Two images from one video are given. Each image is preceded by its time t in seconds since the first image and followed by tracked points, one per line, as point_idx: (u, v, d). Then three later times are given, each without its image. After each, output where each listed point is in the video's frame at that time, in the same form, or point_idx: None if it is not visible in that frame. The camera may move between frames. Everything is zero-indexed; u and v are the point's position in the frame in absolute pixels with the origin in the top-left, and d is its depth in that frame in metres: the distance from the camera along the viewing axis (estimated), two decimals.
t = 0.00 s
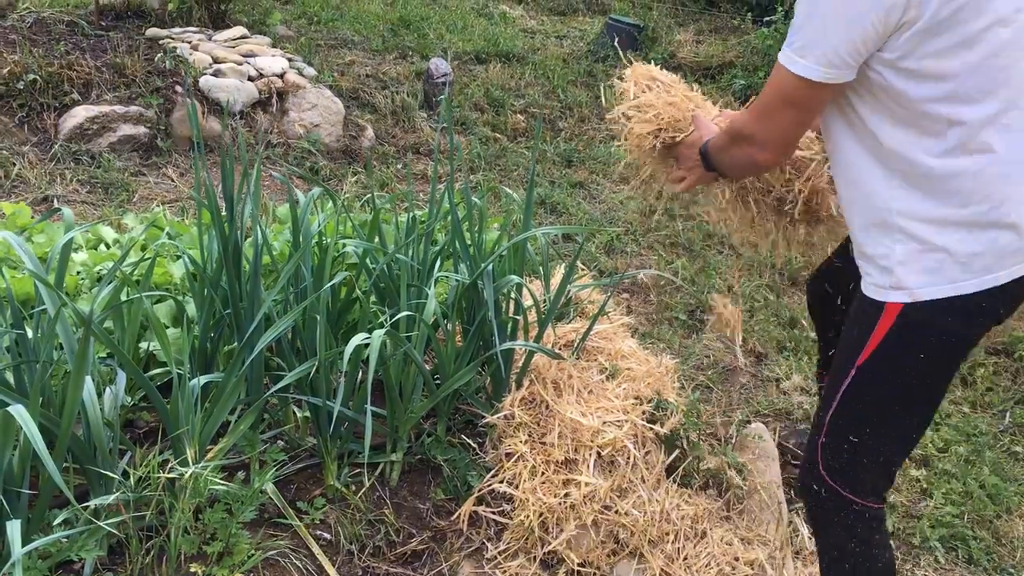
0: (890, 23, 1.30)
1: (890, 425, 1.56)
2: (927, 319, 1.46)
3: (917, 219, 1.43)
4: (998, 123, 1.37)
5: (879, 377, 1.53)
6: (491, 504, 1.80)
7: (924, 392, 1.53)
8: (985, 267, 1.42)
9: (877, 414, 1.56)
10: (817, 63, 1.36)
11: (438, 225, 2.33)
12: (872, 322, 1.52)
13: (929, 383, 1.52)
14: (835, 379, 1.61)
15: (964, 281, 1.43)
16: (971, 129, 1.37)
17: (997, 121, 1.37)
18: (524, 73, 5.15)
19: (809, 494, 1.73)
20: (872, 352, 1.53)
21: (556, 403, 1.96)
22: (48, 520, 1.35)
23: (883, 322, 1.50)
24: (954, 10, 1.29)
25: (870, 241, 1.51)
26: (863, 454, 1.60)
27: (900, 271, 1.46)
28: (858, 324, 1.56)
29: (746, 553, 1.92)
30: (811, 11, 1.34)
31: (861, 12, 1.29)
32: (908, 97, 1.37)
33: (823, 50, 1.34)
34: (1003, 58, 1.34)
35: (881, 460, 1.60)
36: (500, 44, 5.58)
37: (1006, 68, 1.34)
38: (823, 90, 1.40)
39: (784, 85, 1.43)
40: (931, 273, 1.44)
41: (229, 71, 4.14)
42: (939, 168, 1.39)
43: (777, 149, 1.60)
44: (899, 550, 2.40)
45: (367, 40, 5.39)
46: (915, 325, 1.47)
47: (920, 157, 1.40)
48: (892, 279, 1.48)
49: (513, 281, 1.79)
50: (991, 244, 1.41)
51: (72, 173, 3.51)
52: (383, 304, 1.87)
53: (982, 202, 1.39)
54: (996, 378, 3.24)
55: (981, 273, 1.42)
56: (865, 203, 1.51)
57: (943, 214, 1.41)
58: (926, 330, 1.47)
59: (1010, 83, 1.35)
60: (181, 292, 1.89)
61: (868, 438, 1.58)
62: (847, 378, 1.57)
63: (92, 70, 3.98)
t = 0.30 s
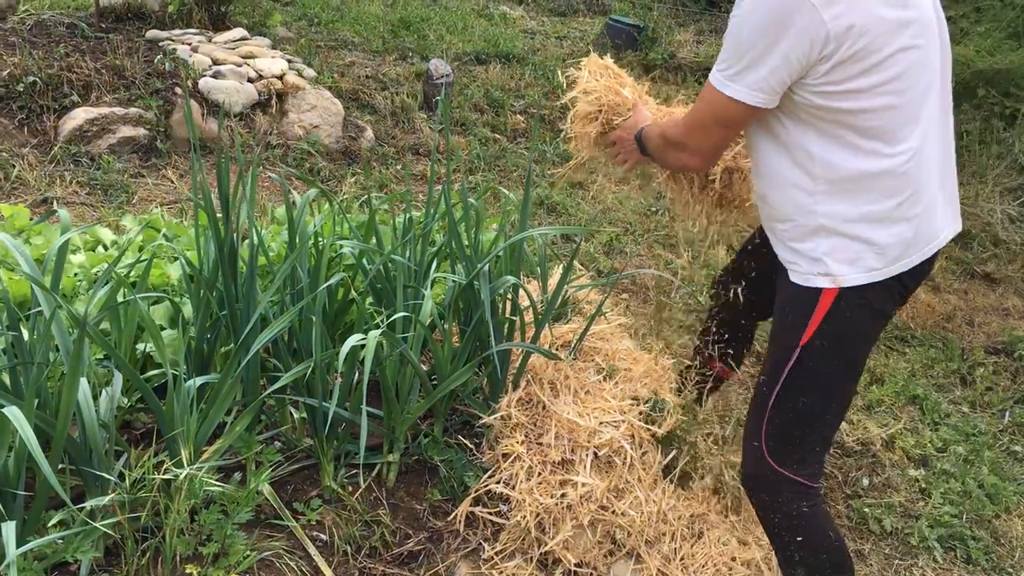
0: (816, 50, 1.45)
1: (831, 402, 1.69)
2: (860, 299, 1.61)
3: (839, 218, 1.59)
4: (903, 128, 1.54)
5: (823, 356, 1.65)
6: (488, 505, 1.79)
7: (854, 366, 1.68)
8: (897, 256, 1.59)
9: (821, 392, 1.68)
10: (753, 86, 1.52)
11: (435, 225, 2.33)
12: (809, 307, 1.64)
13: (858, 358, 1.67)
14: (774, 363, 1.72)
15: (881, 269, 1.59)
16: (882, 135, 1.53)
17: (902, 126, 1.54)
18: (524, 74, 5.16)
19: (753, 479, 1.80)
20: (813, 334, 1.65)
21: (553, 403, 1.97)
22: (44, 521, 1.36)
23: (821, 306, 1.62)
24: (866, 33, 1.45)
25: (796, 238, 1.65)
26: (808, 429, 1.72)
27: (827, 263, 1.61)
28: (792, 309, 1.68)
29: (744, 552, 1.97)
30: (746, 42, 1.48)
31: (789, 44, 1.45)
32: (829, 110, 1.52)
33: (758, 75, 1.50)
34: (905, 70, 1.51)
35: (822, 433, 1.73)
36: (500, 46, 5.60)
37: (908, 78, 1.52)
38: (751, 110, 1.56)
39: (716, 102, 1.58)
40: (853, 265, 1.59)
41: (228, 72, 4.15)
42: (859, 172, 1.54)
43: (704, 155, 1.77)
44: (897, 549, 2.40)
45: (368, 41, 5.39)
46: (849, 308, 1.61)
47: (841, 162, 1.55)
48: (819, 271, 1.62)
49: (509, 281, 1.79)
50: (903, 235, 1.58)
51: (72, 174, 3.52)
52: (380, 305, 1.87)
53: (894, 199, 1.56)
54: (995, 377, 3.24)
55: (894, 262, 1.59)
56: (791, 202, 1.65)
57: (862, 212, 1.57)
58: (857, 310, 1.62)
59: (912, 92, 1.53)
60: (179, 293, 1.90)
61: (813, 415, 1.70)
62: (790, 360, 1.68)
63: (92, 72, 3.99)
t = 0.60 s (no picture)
0: (737, 54, 1.68)
1: (856, 360, 1.83)
2: (858, 261, 1.80)
3: (807, 193, 1.81)
4: (836, 103, 1.76)
5: (837, 319, 1.82)
6: (490, 506, 1.79)
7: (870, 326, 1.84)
8: (866, 213, 1.80)
9: (844, 353, 1.83)
10: (690, 89, 1.70)
11: (437, 226, 2.32)
12: (816, 279, 1.83)
13: (871, 317, 1.84)
14: (797, 336, 1.90)
15: (856, 228, 1.79)
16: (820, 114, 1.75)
17: (835, 101, 1.76)
18: (526, 75, 5.17)
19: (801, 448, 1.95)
20: (825, 302, 1.83)
21: (556, 405, 1.96)
22: (45, 524, 1.35)
23: (825, 275, 1.81)
24: (778, 32, 1.69)
25: (776, 222, 1.85)
26: (840, 391, 1.86)
27: (808, 235, 1.82)
28: (799, 286, 1.87)
29: (747, 555, 1.98)
30: (673, 57, 1.68)
31: (711, 50, 1.66)
32: (767, 106, 1.76)
33: (691, 79, 1.69)
34: (824, 54, 1.73)
35: (857, 393, 1.86)
36: (502, 46, 5.60)
37: (828, 60, 1.74)
38: (696, 110, 1.73)
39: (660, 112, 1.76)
40: (830, 229, 1.80)
41: (229, 73, 4.14)
42: (809, 151, 1.77)
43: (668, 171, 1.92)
44: (900, 551, 2.41)
45: (369, 42, 5.39)
46: (850, 272, 1.80)
47: (792, 146, 1.78)
48: (804, 244, 1.83)
49: (511, 282, 1.79)
50: (866, 193, 1.79)
51: (74, 175, 3.51)
52: (382, 306, 1.87)
53: (848, 166, 1.77)
54: (999, 377, 3.23)
55: (866, 219, 1.80)
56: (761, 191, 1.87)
57: (824, 183, 1.79)
58: (858, 272, 1.80)
59: (834, 70, 1.75)
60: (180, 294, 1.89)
61: (842, 377, 1.85)
62: (810, 329, 1.86)
63: (93, 73, 3.99)
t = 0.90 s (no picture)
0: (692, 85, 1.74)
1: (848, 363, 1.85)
2: (842, 266, 1.84)
3: (783, 205, 1.87)
4: (798, 116, 1.80)
5: (824, 323, 1.85)
6: (494, 508, 1.79)
7: (863, 329, 1.86)
8: (844, 219, 1.83)
9: (835, 358, 1.86)
10: (650, 120, 1.74)
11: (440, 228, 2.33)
12: (801, 287, 1.88)
13: (863, 320, 1.86)
14: (792, 345, 1.94)
15: (833, 234, 1.84)
16: (783, 129, 1.80)
17: (798, 117, 1.80)
18: (529, 78, 5.19)
19: (808, 453, 1.97)
20: (814, 308, 1.87)
21: (558, 406, 1.97)
22: (52, 524, 1.36)
23: (810, 282, 1.86)
24: (727, 58, 1.75)
25: (760, 236, 1.93)
26: (835, 396, 1.88)
27: (788, 245, 1.88)
28: (790, 295, 1.92)
29: (750, 556, 1.98)
30: (630, 92, 1.73)
31: (668, 83, 1.72)
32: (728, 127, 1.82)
33: (650, 112, 1.73)
34: (779, 71, 1.77)
35: (855, 397, 1.88)
36: (505, 49, 5.62)
37: (784, 76, 1.78)
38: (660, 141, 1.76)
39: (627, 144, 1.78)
40: (808, 240, 1.85)
41: (233, 76, 4.16)
42: (778, 167, 1.83)
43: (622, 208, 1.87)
44: (901, 553, 2.42)
45: (372, 45, 5.41)
46: (834, 278, 1.84)
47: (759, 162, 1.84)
48: (786, 254, 1.89)
49: (515, 284, 1.80)
50: (841, 199, 1.83)
51: (78, 177, 3.52)
52: (386, 308, 1.88)
53: (819, 175, 1.81)
54: (1000, 380, 3.24)
55: (843, 225, 1.83)
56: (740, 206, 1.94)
57: (797, 194, 1.84)
58: (844, 277, 1.84)
59: (792, 84, 1.78)
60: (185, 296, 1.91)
61: (835, 381, 1.87)
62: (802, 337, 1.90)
63: (97, 75, 4.00)
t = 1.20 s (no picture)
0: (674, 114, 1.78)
1: (847, 367, 1.86)
2: (840, 271, 1.85)
3: (778, 217, 1.88)
4: (783, 132, 1.81)
5: (822, 328, 1.87)
6: (494, 509, 1.80)
7: (861, 333, 1.87)
8: (839, 226, 1.85)
9: (833, 362, 1.87)
10: (621, 155, 1.79)
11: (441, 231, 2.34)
12: (800, 292, 1.90)
13: (860, 324, 1.87)
14: (791, 350, 1.95)
15: (829, 243, 1.85)
16: (769, 146, 1.82)
17: (786, 131, 1.81)
18: (529, 81, 5.21)
19: (808, 457, 1.98)
20: (812, 313, 1.89)
21: (559, 408, 1.98)
22: (54, 524, 1.36)
23: (808, 288, 1.88)
24: (707, 83, 1.77)
25: (759, 247, 1.95)
26: (834, 399, 1.89)
27: (784, 255, 1.90)
28: (788, 301, 1.94)
29: (750, 557, 1.99)
30: (608, 128, 1.77)
31: (647, 117, 1.75)
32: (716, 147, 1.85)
33: (624, 147, 1.78)
34: (760, 89, 1.79)
35: (853, 399, 1.88)
36: (506, 52, 5.64)
37: (766, 94, 1.79)
38: (630, 172, 1.81)
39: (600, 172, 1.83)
40: (804, 249, 1.87)
41: (234, 78, 4.17)
42: (770, 181, 1.85)
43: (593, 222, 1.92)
44: (901, 554, 2.43)
45: (373, 47, 5.42)
46: (831, 283, 1.86)
47: (749, 178, 1.86)
48: (783, 262, 1.91)
49: (516, 286, 1.80)
50: (834, 207, 1.84)
51: (79, 179, 3.53)
52: (387, 309, 1.89)
53: (810, 186, 1.83)
54: (999, 383, 3.24)
55: (838, 232, 1.85)
56: (736, 219, 1.97)
57: (789, 205, 1.86)
58: (842, 282, 1.85)
59: (775, 100, 1.80)
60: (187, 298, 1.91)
61: (834, 385, 1.88)
62: (801, 341, 1.91)
63: (99, 77, 4.01)
